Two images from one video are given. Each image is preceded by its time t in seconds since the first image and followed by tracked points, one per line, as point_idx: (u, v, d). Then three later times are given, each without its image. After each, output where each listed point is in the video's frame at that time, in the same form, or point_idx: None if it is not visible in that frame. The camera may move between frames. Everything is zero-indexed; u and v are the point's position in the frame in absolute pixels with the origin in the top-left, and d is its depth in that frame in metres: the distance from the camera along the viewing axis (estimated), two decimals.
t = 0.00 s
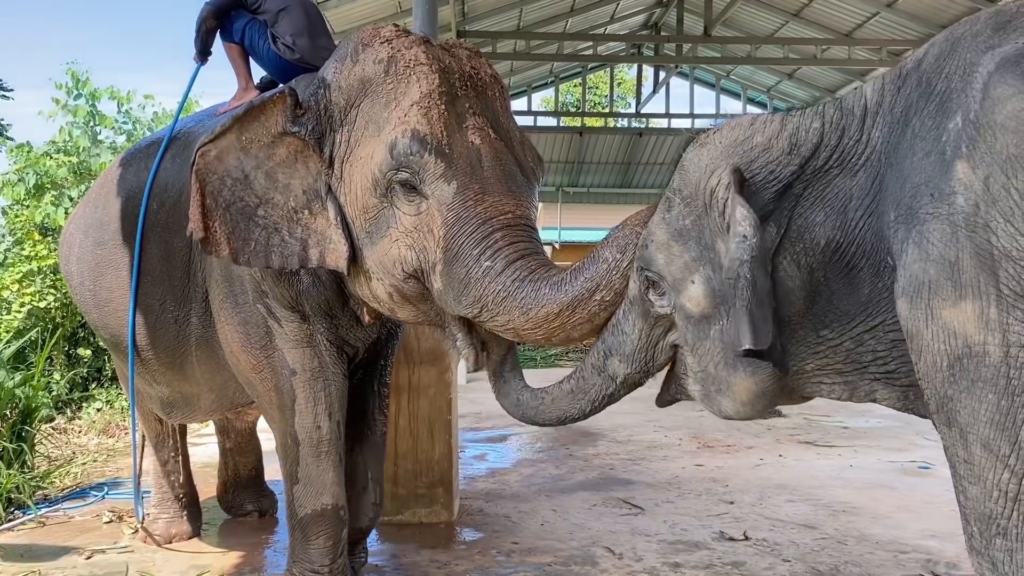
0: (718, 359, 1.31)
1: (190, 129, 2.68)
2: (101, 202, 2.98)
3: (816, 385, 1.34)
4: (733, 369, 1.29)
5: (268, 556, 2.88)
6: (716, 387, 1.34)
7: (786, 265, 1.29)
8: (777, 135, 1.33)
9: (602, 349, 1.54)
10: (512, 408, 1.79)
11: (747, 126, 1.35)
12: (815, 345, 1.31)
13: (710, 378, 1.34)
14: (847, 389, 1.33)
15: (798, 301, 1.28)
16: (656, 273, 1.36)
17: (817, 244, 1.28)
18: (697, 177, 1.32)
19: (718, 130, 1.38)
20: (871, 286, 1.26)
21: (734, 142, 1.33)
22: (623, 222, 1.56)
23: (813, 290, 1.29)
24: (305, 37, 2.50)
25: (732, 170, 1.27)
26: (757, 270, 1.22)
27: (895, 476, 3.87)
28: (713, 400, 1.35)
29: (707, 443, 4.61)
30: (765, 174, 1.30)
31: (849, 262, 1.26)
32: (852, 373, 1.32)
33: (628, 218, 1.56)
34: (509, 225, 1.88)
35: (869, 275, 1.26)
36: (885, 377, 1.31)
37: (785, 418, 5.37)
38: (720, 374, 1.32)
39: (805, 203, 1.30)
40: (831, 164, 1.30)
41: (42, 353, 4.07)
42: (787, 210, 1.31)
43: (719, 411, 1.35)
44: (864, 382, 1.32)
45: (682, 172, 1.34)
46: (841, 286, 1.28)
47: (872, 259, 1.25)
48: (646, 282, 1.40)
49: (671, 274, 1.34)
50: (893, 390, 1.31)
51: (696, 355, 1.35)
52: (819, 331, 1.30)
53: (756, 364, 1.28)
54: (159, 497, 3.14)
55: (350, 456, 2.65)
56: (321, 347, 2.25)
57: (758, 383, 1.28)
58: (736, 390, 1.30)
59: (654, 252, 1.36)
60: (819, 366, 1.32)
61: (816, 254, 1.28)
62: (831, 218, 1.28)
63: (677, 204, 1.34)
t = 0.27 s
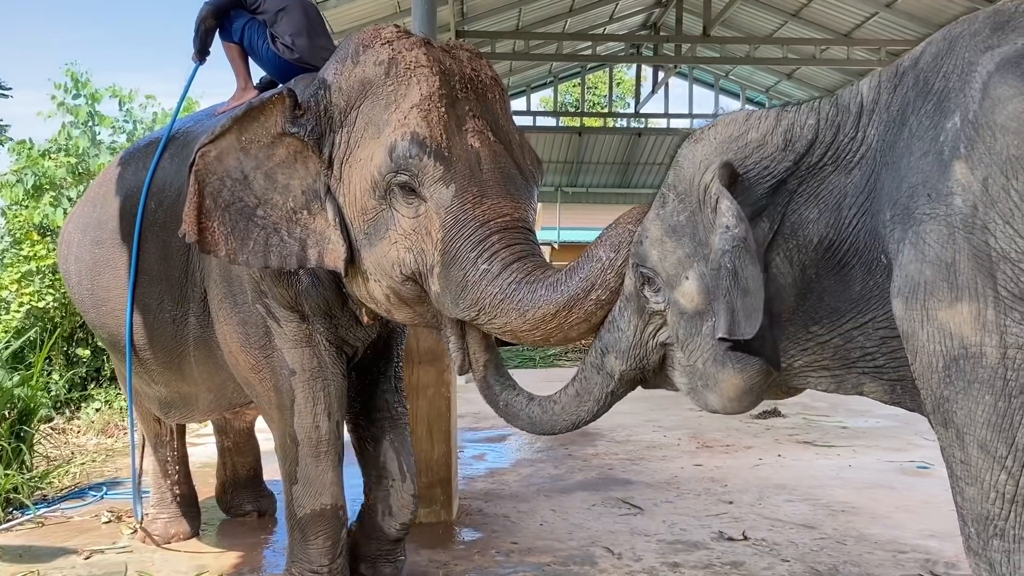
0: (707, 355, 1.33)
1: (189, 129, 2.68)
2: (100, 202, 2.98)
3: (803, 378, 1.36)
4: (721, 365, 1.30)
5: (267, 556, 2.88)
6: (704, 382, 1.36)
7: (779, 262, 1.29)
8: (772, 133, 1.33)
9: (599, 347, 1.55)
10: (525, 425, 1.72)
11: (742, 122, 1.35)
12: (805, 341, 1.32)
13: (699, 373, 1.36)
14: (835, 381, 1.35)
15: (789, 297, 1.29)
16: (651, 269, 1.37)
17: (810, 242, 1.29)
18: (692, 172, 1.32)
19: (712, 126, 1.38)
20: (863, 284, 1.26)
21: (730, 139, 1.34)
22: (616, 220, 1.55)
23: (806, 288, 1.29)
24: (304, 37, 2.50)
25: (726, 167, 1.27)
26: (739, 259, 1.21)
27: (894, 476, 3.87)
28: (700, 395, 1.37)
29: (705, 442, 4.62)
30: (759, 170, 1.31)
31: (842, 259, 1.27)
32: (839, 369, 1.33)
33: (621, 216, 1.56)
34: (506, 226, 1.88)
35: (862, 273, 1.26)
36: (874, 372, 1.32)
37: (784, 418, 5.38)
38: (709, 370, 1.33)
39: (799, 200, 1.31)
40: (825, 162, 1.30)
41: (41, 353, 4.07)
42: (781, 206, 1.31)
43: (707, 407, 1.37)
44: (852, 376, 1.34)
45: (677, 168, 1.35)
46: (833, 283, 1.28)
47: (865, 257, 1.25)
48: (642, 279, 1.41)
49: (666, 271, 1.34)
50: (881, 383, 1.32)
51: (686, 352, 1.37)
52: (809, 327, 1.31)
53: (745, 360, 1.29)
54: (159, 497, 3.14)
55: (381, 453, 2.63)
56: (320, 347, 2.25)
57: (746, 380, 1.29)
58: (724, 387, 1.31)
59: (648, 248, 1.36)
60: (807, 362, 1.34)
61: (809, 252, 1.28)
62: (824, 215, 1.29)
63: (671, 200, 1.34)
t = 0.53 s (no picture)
0: (709, 360, 1.35)
1: (189, 129, 2.67)
2: (99, 202, 2.97)
3: (806, 380, 1.36)
4: (723, 370, 1.33)
5: (266, 556, 2.87)
6: (705, 386, 1.38)
7: (781, 263, 1.29)
8: (774, 133, 1.33)
9: (599, 352, 1.54)
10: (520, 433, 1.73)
11: (744, 123, 1.35)
12: (807, 342, 1.32)
13: (699, 377, 1.38)
14: (837, 382, 1.35)
15: (791, 299, 1.28)
16: (652, 272, 1.36)
17: (812, 243, 1.28)
18: (694, 174, 1.33)
19: (714, 128, 1.38)
20: (865, 285, 1.26)
21: (732, 140, 1.34)
22: (615, 223, 1.55)
23: (808, 289, 1.29)
24: (304, 37, 2.50)
25: (727, 169, 1.27)
26: (740, 262, 1.20)
27: (893, 476, 3.87)
28: (702, 399, 1.38)
29: (705, 442, 4.62)
30: (761, 171, 1.31)
31: (844, 261, 1.27)
32: (841, 371, 1.33)
33: (620, 218, 1.55)
34: (506, 228, 1.87)
35: (864, 274, 1.26)
36: (877, 374, 1.32)
37: (783, 418, 5.38)
38: (710, 373, 1.36)
39: (801, 201, 1.31)
40: (827, 163, 1.30)
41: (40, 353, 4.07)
42: (783, 207, 1.31)
43: (708, 410, 1.39)
44: (856, 378, 1.33)
45: (679, 170, 1.35)
46: (835, 285, 1.28)
47: (867, 258, 1.25)
48: (643, 282, 1.41)
49: (667, 273, 1.34)
50: (884, 386, 1.32)
51: (686, 356, 1.38)
52: (812, 329, 1.31)
53: (748, 363, 1.31)
54: (158, 496, 3.14)
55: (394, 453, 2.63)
56: (320, 348, 2.25)
57: (748, 382, 1.32)
58: (725, 390, 1.34)
59: (649, 250, 1.36)
60: (809, 364, 1.34)
61: (812, 253, 1.28)
62: (826, 216, 1.29)
63: (673, 201, 1.34)
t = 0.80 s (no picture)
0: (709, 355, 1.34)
1: (189, 129, 2.67)
2: (99, 202, 2.97)
3: (805, 379, 1.36)
4: (722, 368, 1.32)
5: (265, 556, 2.87)
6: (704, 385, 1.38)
7: (780, 262, 1.29)
8: (772, 132, 1.34)
9: (597, 351, 1.54)
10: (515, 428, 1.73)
11: (742, 123, 1.35)
12: (805, 342, 1.32)
13: (699, 376, 1.37)
14: (836, 381, 1.35)
15: (790, 298, 1.29)
16: (650, 271, 1.36)
17: (811, 242, 1.28)
18: (692, 173, 1.33)
19: (712, 127, 1.38)
20: (864, 284, 1.26)
21: (730, 139, 1.34)
22: (614, 222, 1.55)
23: (806, 288, 1.29)
24: (303, 36, 2.50)
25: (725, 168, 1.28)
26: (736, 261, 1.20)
27: (892, 476, 3.87)
28: (701, 398, 1.38)
29: (704, 443, 4.62)
30: (759, 170, 1.31)
31: (843, 260, 1.27)
32: (840, 370, 1.33)
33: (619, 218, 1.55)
34: (506, 229, 1.87)
35: (862, 273, 1.26)
36: (875, 374, 1.32)
37: (782, 418, 5.38)
38: (709, 373, 1.34)
39: (799, 200, 1.31)
40: (825, 162, 1.30)
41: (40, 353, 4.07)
42: (781, 207, 1.31)
43: (707, 410, 1.39)
44: (854, 377, 1.33)
45: (677, 169, 1.35)
46: (833, 284, 1.28)
47: (865, 257, 1.25)
48: (641, 281, 1.41)
49: (665, 272, 1.34)
50: (883, 385, 1.32)
51: (685, 355, 1.38)
52: (810, 329, 1.31)
53: (746, 360, 1.30)
54: (157, 497, 3.13)
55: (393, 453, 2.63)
56: (319, 347, 2.25)
57: (746, 382, 1.32)
58: (724, 389, 1.33)
59: (648, 250, 1.36)
60: (808, 364, 1.34)
61: (810, 252, 1.28)
62: (825, 216, 1.29)
63: (671, 201, 1.34)
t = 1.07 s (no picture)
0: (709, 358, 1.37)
1: (189, 129, 2.67)
2: (98, 203, 2.97)
3: (805, 380, 1.36)
4: (722, 369, 1.36)
5: (264, 556, 2.87)
6: (705, 386, 1.39)
7: (778, 262, 1.29)
8: (770, 134, 1.34)
9: (598, 353, 1.54)
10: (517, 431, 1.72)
11: (740, 125, 1.36)
12: (804, 343, 1.32)
13: (699, 377, 1.39)
14: (836, 382, 1.35)
15: (788, 299, 1.29)
16: (649, 273, 1.36)
17: (809, 243, 1.29)
18: (690, 175, 1.33)
19: (711, 129, 1.39)
20: (863, 285, 1.26)
21: (728, 141, 1.35)
22: (614, 224, 1.55)
23: (805, 289, 1.29)
24: (303, 36, 2.50)
25: (722, 169, 1.28)
26: (730, 262, 1.21)
27: (890, 476, 3.88)
28: (701, 399, 1.40)
29: (702, 443, 4.62)
30: (757, 172, 1.31)
31: (842, 260, 1.27)
32: (840, 370, 1.33)
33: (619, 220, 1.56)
34: (505, 230, 1.88)
35: (861, 274, 1.26)
36: (876, 375, 1.32)
37: (781, 418, 5.38)
38: (709, 373, 1.38)
39: (798, 201, 1.31)
40: (824, 163, 1.31)
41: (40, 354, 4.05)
42: (779, 208, 1.31)
43: (708, 410, 1.40)
44: (855, 378, 1.33)
45: (676, 171, 1.36)
46: (832, 285, 1.28)
47: (864, 258, 1.25)
48: (640, 283, 1.41)
49: (665, 274, 1.33)
50: (883, 386, 1.32)
51: (685, 356, 1.40)
52: (809, 329, 1.31)
53: (746, 362, 1.34)
54: (156, 497, 3.13)
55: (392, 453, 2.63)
56: (319, 348, 2.25)
57: (746, 382, 1.34)
58: (724, 389, 1.36)
59: (647, 252, 1.36)
60: (808, 364, 1.34)
61: (809, 253, 1.28)
62: (823, 216, 1.29)
63: (670, 202, 1.35)
